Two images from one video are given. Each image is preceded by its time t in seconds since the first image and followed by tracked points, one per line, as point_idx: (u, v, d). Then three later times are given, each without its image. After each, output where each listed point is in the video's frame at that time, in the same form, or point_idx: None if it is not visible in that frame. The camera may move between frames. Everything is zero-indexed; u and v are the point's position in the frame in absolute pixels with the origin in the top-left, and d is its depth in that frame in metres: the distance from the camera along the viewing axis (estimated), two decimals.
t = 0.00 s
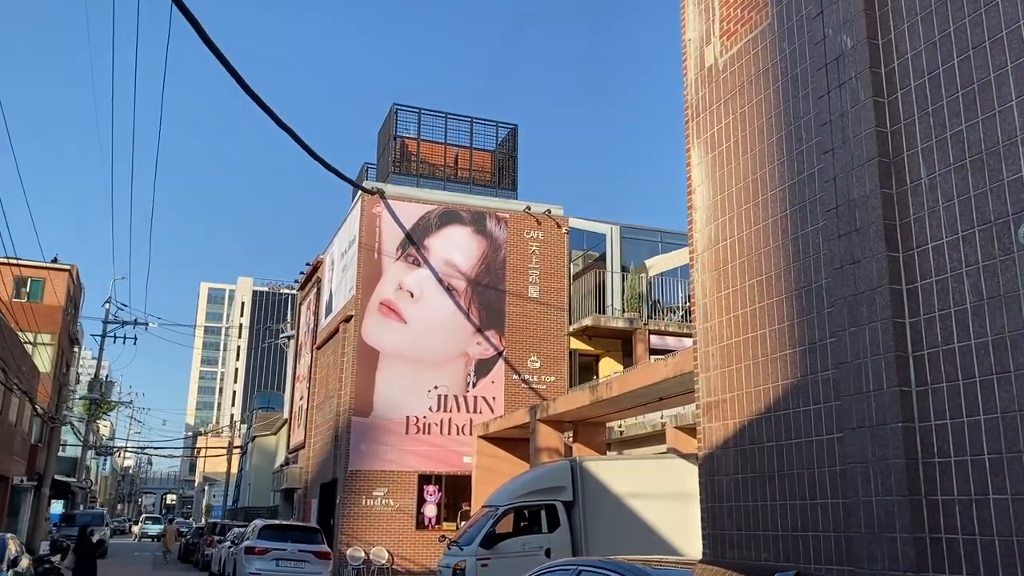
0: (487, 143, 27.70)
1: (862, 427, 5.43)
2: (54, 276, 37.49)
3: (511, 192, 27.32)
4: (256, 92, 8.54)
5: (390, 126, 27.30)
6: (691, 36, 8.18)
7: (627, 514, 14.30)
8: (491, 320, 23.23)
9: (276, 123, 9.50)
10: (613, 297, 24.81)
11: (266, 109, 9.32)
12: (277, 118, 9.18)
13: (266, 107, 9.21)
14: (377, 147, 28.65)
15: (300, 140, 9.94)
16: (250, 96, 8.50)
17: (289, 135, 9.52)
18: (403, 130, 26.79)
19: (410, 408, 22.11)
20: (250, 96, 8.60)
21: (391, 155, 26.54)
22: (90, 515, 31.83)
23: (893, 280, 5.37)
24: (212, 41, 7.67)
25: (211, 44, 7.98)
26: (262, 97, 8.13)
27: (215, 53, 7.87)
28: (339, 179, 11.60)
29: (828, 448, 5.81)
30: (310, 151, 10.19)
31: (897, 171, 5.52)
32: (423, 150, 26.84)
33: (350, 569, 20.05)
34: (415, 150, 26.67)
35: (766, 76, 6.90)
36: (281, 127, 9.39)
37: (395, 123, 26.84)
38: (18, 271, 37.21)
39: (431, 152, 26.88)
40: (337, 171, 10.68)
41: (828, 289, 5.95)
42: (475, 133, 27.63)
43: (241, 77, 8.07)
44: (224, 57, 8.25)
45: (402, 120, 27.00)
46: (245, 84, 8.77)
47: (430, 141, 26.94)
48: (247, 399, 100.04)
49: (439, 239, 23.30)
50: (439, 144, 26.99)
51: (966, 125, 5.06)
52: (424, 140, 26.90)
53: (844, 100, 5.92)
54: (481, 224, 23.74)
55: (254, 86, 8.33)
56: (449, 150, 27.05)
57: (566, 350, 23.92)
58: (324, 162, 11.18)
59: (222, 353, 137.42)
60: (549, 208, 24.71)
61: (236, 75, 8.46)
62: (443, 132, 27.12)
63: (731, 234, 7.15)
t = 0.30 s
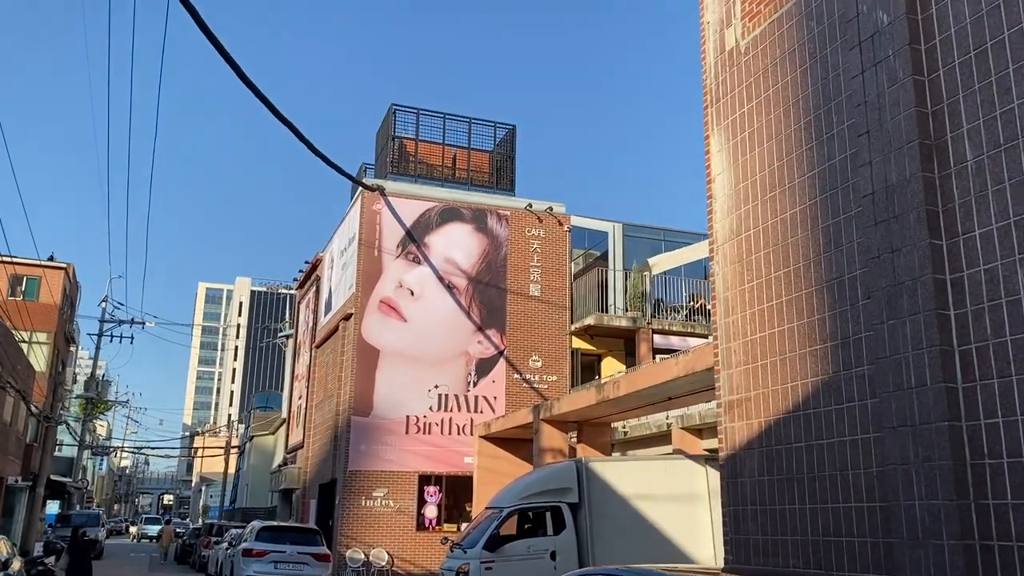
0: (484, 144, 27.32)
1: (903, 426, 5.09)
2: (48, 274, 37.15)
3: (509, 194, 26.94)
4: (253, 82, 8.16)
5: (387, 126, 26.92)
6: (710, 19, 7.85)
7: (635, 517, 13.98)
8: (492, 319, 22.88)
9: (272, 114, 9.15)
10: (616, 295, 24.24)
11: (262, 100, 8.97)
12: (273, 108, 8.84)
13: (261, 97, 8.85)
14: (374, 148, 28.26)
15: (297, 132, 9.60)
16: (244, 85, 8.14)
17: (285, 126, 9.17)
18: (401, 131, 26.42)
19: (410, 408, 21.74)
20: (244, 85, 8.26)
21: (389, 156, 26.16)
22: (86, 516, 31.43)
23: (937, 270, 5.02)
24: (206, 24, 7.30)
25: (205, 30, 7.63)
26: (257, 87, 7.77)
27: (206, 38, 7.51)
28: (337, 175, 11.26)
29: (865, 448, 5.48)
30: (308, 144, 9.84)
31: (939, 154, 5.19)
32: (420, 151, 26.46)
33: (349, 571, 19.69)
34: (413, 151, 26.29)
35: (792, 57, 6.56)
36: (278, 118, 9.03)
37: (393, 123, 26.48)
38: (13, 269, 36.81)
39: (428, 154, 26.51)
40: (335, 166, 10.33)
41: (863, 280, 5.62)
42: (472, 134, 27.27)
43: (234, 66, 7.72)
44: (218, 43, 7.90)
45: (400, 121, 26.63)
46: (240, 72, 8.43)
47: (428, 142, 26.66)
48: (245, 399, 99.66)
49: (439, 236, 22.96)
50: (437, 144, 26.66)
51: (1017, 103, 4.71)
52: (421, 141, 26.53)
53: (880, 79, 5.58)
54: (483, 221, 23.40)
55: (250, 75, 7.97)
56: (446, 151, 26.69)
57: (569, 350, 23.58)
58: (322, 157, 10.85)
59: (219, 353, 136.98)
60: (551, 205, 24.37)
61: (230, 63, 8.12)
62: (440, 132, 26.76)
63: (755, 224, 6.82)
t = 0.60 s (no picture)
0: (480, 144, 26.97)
1: (952, 417, 4.75)
2: (40, 270, 36.67)
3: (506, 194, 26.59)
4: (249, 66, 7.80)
5: (383, 125, 26.55)
6: None
7: (640, 516, 13.66)
8: (492, 316, 22.54)
9: (269, 101, 8.78)
10: (618, 294, 24.07)
11: (258, 85, 8.60)
12: (270, 93, 8.46)
13: (257, 81, 8.47)
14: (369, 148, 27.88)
15: (294, 121, 9.22)
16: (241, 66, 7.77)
17: (283, 114, 8.79)
18: (396, 130, 26.05)
19: (409, 406, 21.37)
20: (240, 70, 7.89)
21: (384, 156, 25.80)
22: (77, 516, 30.96)
23: (989, 249, 4.69)
24: None
25: (200, 9, 7.27)
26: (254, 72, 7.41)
27: (201, 17, 7.14)
28: (335, 166, 10.89)
29: (908, 440, 5.15)
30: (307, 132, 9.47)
31: (990, 125, 4.86)
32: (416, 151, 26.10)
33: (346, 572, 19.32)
34: (408, 151, 25.93)
35: (824, 29, 6.24)
36: (274, 104, 8.65)
37: (388, 122, 26.09)
38: (4, 266, 36.34)
39: (424, 154, 26.15)
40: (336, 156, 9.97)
41: (905, 262, 5.30)
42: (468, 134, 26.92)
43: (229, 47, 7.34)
44: (213, 23, 7.52)
45: (395, 120, 26.25)
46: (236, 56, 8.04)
47: (424, 142, 26.23)
48: (239, 399, 99.16)
49: (438, 231, 22.61)
50: (433, 143, 26.29)
51: None
52: (417, 141, 26.17)
53: (923, 47, 5.24)
54: (482, 217, 23.04)
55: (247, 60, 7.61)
56: (443, 150, 26.33)
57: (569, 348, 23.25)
58: (320, 148, 10.48)
59: (213, 353, 136.30)
60: (552, 201, 24.03)
61: (226, 45, 7.75)
62: (437, 132, 26.40)
63: (784, 207, 6.49)
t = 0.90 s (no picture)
0: (475, 144, 26.65)
1: (998, 413, 4.53)
2: (30, 269, 36.19)
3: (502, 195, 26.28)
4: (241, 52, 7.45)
5: (377, 125, 26.19)
6: None
7: (643, 517, 13.36)
8: (490, 314, 22.24)
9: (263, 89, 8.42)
10: (617, 291, 23.58)
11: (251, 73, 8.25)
12: (264, 81, 8.11)
13: (251, 69, 8.15)
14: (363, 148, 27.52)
15: (289, 112, 8.89)
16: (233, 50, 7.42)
17: (277, 104, 8.46)
18: (391, 130, 25.69)
19: (405, 406, 21.02)
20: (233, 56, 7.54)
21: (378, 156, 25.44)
22: (68, 517, 30.52)
23: None
24: None
25: None
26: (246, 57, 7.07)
27: None
28: (330, 160, 10.57)
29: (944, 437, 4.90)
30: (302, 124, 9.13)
31: None
32: (411, 151, 25.75)
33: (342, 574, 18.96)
34: (403, 151, 25.59)
35: (851, 7, 5.99)
36: (268, 94, 8.33)
37: (382, 122, 25.74)
38: None
39: (419, 154, 25.79)
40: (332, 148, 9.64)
41: (942, 249, 5.02)
42: (463, 134, 26.59)
43: (221, 32, 7.01)
44: (205, 6, 7.19)
45: (390, 120, 25.90)
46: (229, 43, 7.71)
47: (418, 142, 25.90)
48: (232, 399, 98.58)
49: (436, 228, 22.31)
50: (427, 144, 25.95)
51: None
52: (412, 141, 25.81)
53: (963, 22, 5.00)
54: (480, 214, 22.74)
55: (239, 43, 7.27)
56: (437, 150, 25.99)
57: (568, 347, 22.95)
58: (315, 141, 10.16)
59: (206, 354, 135.60)
60: (551, 198, 23.73)
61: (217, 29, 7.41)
62: (431, 132, 26.06)
63: (807, 193, 6.21)
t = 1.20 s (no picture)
0: (467, 145, 26.31)
1: None
2: (19, 269, 35.49)
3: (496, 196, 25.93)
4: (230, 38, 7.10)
5: (369, 126, 25.80)
6: None
7: (650, 520, 13.06)
8: (486, 313, 21.85)
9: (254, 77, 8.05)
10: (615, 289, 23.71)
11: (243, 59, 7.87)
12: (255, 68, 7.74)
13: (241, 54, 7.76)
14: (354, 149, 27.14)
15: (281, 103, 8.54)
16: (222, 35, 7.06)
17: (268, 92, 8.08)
18: (383, 130, 25.30)
19: (399, 406, 20.63)
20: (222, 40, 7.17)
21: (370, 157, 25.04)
22: (54, 521, 29.93)
23: None
24: None
25: None
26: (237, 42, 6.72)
27: None
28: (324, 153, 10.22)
29: (986, 435, 4.86)
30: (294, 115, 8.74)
31: None
32: (403, 152, 25.37)
33: None
34: (395, 152, 25.21)
35: None
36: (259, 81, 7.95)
37: (374, 123, 25.36)
38: None
39: (411, 155, 25.42)
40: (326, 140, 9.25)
41: (984, 233, 5.04)
42: (455, 135, 26.26)
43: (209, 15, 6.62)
44: None
45: (382, 120, 25.52)
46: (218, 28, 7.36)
47: (411, 142, 25.50)
48: (222, 401, 97.57)
49: (430, 226, 21.95)
50: (420, 145, 25.59)
51: None
52: (404, 142, 25.43)
53: None
54: (476, 212, 22.41)
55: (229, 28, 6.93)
56: (429, 152, 25.64)
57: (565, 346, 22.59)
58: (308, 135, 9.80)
59: (195, 356, 134.41)
60: (548, 196, 23.41)
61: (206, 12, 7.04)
62: (423, 132, 25.72)
63: (835, 176, 6.29)
